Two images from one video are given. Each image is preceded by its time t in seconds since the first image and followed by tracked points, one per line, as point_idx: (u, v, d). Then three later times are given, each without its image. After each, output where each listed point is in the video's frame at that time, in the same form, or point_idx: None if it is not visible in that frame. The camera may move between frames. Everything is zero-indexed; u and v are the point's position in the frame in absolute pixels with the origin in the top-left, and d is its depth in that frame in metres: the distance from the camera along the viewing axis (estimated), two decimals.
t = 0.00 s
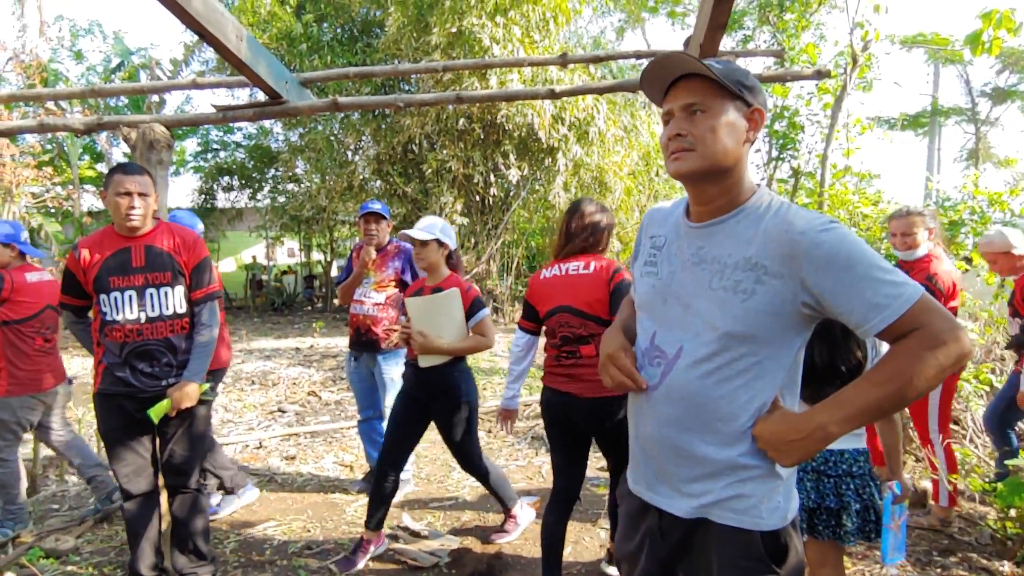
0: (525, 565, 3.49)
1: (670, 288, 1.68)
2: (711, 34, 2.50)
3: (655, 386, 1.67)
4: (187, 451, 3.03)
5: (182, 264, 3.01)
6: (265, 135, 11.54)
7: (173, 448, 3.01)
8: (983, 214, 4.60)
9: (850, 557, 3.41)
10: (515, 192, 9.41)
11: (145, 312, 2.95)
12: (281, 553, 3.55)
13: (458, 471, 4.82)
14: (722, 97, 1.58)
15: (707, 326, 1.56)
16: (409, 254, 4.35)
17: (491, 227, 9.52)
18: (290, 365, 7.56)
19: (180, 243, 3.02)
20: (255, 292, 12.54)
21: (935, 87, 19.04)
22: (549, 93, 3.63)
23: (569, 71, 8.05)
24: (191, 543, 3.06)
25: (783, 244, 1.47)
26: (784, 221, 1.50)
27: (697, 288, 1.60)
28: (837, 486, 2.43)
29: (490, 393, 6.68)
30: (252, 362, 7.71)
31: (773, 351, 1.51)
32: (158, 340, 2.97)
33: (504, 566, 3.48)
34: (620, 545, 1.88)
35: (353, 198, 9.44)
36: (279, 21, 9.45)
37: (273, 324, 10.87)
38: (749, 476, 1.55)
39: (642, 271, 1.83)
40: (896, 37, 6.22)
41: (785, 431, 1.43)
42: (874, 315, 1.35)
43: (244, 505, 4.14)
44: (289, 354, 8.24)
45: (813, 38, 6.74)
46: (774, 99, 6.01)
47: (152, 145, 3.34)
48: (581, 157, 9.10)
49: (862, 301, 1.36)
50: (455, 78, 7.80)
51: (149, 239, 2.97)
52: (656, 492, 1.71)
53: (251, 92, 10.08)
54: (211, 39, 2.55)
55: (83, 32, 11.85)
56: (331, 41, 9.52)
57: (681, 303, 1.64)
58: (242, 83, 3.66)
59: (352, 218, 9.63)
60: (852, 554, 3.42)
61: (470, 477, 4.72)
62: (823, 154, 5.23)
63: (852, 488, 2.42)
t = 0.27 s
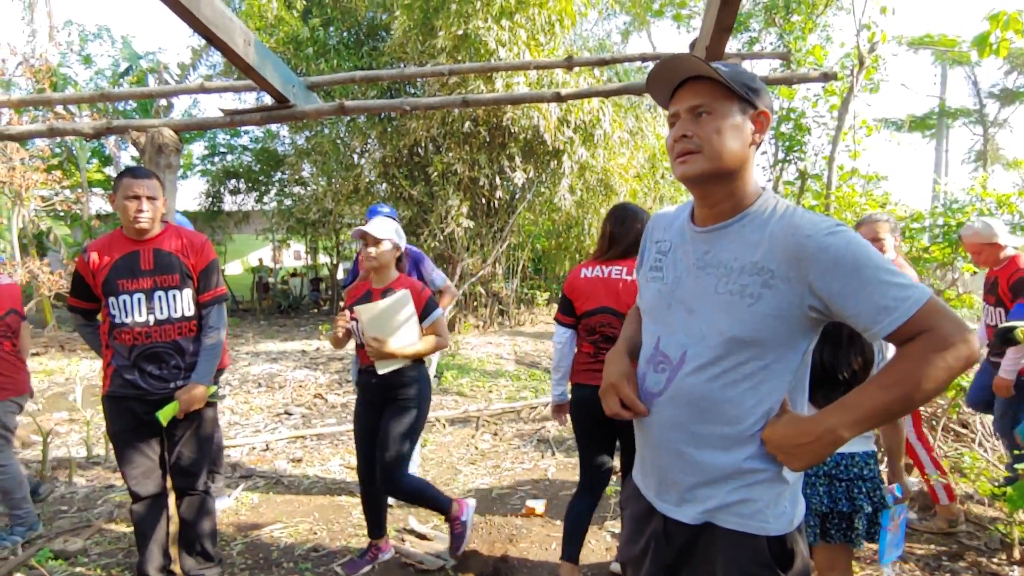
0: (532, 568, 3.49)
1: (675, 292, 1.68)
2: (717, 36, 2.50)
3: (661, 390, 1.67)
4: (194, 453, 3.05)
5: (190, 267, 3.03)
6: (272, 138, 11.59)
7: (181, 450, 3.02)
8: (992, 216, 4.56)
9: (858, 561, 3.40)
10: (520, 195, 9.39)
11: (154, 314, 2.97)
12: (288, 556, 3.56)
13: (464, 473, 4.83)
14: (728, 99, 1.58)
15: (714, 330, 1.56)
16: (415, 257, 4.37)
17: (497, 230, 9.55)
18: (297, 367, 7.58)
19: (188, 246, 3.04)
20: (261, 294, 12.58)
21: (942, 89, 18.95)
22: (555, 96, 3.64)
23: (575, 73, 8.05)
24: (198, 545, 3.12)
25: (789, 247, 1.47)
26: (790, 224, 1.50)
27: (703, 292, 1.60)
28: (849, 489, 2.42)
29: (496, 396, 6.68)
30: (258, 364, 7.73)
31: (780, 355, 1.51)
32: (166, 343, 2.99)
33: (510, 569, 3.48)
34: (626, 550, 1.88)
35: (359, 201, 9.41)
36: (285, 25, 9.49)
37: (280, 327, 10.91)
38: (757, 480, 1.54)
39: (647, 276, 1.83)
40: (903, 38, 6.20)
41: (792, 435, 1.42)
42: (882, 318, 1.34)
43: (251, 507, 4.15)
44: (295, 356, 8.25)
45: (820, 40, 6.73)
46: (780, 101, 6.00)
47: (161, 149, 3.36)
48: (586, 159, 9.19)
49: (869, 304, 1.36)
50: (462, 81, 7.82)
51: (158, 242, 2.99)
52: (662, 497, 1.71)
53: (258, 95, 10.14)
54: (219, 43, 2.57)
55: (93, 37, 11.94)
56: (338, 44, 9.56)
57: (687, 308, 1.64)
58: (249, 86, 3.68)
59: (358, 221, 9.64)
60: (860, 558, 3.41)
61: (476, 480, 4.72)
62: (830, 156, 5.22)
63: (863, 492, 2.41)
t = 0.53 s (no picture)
0: (539, 572, 3.48)
1: (683, 295, 1.68)
2: (723, 39, 2.50)
3: (669, 394, 1.67)
4: (203, 456, 3.06)
5: (199, 270, 3.05)
6: (280, 142, 11.64)
7: (190, 452, 3.04)
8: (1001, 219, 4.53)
9: (867, 566, 3.38)
10: (526, 198, 9.39)
11: (163, 317, 2.99)
12: (295, 559, 3.57)
13: (471, 476, 4.83)
14: (732, 104, 1.58)
15: (721, 334, 1.56)
16: (422, 261, 4.38)
17: (503, 233, 9.54)
18: (304, 370, 7.60)
19: (196, 249, 3.06)
20: (268, 297, 12.63)
21: (950, 91, 18.85)
22: (561, 100, 3.64)
23: (581, 77, 8.07)
24: (206, 548, 3.12)
25: (796, 250, 1.47)
26: (797, 227, 1.50)
27: (710, 296, 1.60)
28: (861, 494, 2.41)
29: (502, 399, 6.68)
30: (266, 367, 7.76)
31: (788, 358, 1.51)
32: (175, 346, 3.01)
33: (517, 572, 3.48)
34: (634, 555, 1.88)
35: (366, 205, 9.41)
36: (293, 30, 9.54)
37: (286, 330, 10.95)
38: (766, 484, 1.54)
39: (654, 280, 1.83)
40: (911, 40, 6.19)
41: (799, 439, 1.42)
42: (889, 320, 1.33)
43: (258, 510, 4.16)
44: (302, 359, 8.28)
45: (827, 42, 6.72)
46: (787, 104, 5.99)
47: (170, 154, 3.39)
48: (592, 162, 9.19)
49: (876, 306, 1.35)
50: (468, 85, 7.84)
51: (167, 245, 3.02)
52: (670, 501, 1.71)
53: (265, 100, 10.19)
54: (228, 49, 2.59)
55: (102, 43, 12.03)
56: (345, 48, 9.60)
57: (694, 311, 1.64)
58: (257, 91, 3.70)
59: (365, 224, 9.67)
60: (869, 563, 3.39)
61: (483, 483, 4.72)
62: (837, 159, 5.21)
63: (875, 496, 2.41)
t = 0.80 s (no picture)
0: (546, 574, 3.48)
1: (690, 299, 1.68)
2: (731, 43, 2.50)
3: (676, 398, 1.67)
4: (212, 457, 3.08)
5: (209, 272, 3.07)
6: (288, 146, 11.70)
7: (199, 453, 3.06)
8: (1012, 221, 4.47)
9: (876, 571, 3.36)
10: (533, 201, 9.39)
11: (173, 319, 3.01)
12: (302, 560, 3.58)
13: (478, 479, 4.84)
14: (730, 108, 1.59)
15: (729, 337, 1.55)
16: (430, 264, 4.38)
17: (510, 235, 9.54)
18: (311, 372, 7.63)
19: (206, 252, 3.08)
20: (275, 300, 12.68)
21: (959, 93, 18.74)
22: (568, 103, 3.64)
23: (588, 80, 8.07)
24: (214, 549, 3.14)
25: (803, 253, 1.47)
26: (803, 230, 1.50)
27: (717, 299, 1.60)
28: (874, 500, 2.41)
29: (509, 401, 6.69)
30: (273, 369, 7.79)
31: (794, 361, 1.51)
32: (184, 347, 3.02)
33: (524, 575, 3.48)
34: (641, 558, 1.87)
35: (373, 208, 9.44)
36: (301, 34, 9.58)
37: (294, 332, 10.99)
38: (774, 487, 1.54)
39: (661, 284, 1.83)
40: (920, 42, 6.16)
41: (807, 443, 1.42)
42: (897, 324, 1.33)
43: (266, 511, 4.18)
44: (309, 362, 8.31)
45: (835, 44, 6.70)
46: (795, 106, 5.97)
47: (180, 157, 3.42)
48: (599, 164, 9.20)
49: (884, 310, 1.35)
50: (475, 88, 7.85)
51: (177, 247, 3.04)
52: (678, 504, 1.71)
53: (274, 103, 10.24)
54: (238, 54, 2.62)
55: (113, 47, 12.13)
56: (352, 52, 9.63)
57: (701, 314, 1.64)
58: (266, 95, 3.72)
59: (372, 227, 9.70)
60: (879, 568, 3.37)
61: (489, 485, 4.73)
62: (846, 162, 5.19)
63: (888, 501, 2.41)
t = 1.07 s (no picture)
0: None
1: (695, 301, 1.68)
2: (737, 44, 2.50)
3: (681, 399, 1.67)
4: (218, 457, 3.10)
5: (216, 274, 3.09)
6: (294, 147, 11.74)
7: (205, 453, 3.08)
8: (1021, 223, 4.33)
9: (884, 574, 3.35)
10: (539, 202, 9.39)
11: (180, 319, 3.02)
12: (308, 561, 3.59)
13: (482, 480, 4.83)
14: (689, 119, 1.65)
15: (733, 339, 1.55)
16: (435, 266, 4.39)
17: (515, 236, 9.55)
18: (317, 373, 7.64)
19: (213, 253, 3.09)
20: (281, 301, 12.72)
21: (967, 93, 18.62)
22: (574, 104, 3.64)
23: (594, 81, 8.07)
24: (220, 548, 3.14)
25: (807, 255, 1.46)
26: (809, 232, 1.49)
27: (722, 301, 1.60)
28: (881, 503, 2.40)
29: (514, 402, 6.69)
30: (279, 370, 7.81)
31: (799, 363, 1.51)
32: (191, 347, 3.04)
33: None
34: (647, 559, 1.88)
35: (379, 209, 9.49)
36: (308, 36, 9.61)
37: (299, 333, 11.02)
38: (779, 490, 1.54)
39: (669, 285, 1.83)
40: (927, 43, 6.13)
41: (811, 446, 1.42)
42: (902, 327, 1.32)
43: (272, 511, 4.19)
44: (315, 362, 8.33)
45: (842, 45, 6.68)
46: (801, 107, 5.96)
47: (188, 158, 3.44)
48: (605, 166, 9.19)
49: (888, 313, 1.34)
50: (481, 89, 7.86)
51: (184, 249, 3.05)
52: (683, 506, 1.71)
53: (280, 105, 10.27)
54: (245, 56, 2.63)
55: (121, 49, 12.20)
56: (358, 53, 9.65)
57: (706, 316, 1.64)
58: (273, 96, 3.74)
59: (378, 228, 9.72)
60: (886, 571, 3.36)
61: (495, 487, 4.73)
62: (853, 163, 5.16)
63: (895, 505, 2.40)
